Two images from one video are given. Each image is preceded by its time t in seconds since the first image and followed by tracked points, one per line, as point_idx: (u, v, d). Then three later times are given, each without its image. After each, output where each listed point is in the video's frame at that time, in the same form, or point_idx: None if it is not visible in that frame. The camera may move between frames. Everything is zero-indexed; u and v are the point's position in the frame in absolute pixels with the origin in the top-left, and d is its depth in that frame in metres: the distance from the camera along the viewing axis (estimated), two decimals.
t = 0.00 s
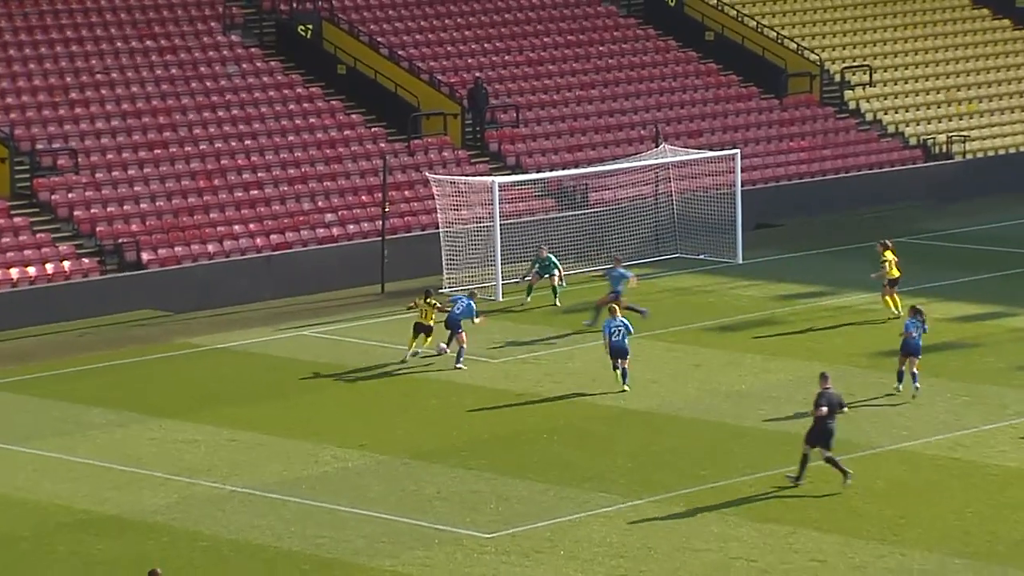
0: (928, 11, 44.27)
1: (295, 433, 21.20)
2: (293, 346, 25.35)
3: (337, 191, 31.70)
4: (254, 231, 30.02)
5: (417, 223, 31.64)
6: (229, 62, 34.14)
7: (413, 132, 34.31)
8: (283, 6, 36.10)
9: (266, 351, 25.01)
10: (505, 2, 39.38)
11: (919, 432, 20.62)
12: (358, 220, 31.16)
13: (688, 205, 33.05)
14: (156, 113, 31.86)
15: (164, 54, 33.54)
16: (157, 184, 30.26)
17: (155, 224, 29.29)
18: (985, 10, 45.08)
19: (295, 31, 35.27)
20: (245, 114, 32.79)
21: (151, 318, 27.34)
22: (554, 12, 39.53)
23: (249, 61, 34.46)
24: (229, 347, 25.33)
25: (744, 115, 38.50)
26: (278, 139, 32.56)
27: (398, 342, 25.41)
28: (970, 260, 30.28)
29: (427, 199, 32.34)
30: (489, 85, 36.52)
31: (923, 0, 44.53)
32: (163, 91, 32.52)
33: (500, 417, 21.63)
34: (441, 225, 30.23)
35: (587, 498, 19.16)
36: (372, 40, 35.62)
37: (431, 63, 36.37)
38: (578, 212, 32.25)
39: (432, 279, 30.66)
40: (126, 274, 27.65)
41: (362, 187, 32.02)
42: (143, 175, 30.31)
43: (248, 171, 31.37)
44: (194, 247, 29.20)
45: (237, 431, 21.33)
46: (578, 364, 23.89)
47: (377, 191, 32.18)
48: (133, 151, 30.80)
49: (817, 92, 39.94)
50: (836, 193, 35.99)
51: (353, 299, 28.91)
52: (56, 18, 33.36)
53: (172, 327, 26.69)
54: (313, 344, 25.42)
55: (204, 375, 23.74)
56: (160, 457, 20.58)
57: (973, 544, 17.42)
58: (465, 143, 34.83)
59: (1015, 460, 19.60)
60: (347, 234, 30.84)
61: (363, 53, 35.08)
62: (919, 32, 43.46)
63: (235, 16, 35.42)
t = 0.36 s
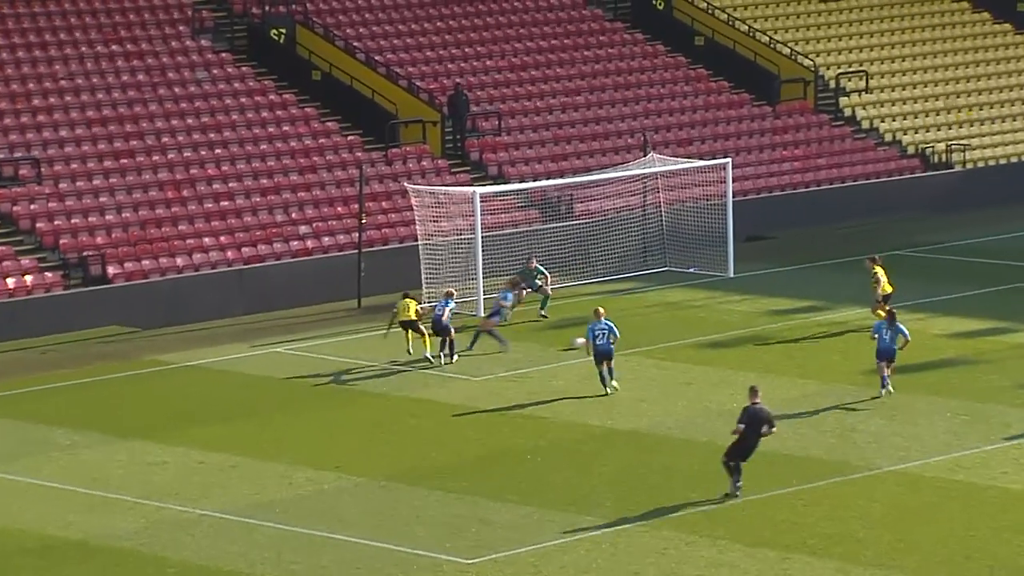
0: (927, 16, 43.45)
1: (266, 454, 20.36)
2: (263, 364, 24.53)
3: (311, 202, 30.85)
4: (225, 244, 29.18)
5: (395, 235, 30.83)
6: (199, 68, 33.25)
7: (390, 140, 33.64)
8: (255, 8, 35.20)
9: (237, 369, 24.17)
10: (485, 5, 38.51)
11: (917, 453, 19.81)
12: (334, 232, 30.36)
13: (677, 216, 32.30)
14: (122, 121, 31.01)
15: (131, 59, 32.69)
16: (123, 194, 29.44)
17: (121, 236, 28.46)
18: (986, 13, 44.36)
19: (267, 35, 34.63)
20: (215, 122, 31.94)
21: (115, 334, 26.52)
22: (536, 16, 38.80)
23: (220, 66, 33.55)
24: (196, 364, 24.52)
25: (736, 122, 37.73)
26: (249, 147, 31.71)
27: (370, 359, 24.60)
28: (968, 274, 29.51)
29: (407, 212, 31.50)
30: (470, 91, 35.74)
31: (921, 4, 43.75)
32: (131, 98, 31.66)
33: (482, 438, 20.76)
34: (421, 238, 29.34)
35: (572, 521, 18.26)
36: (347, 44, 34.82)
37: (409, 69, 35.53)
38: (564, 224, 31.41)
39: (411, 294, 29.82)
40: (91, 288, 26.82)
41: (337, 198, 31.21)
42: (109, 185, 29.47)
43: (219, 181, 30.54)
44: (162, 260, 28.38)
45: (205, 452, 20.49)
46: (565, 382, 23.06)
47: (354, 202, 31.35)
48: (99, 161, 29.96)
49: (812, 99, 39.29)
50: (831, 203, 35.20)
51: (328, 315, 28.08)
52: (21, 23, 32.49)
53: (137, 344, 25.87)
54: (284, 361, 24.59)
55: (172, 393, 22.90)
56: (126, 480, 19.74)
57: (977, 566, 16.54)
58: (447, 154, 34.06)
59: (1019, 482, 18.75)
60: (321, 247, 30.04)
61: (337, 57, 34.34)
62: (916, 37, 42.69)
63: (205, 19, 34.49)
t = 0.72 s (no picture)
0: (888, 20, 42.96)
1: (203, 476, 19.54)
2: (196, 379, 23.88)
3: (250, 212, 30.12)
4: (161, 256, 28.49)
5: (338, 247, 30.16)
6: (134, 74, 32.30)
7: (333, 148, 32.92)
8: (190, 12, 34.42)
9: (171, 386, 23.40)
10: (432, 7, 37.59)
11: (880, 472, 19.16)
12: (275, 243, 29.69)
13: (631, 228, 31.51)
14: (52, 129, 30.11)
15: (63, 64, 31.80)
16: (55, 204, 28.67)
17: (53, 249, 27.77)
18: (950, 17, 43.76)
19: (204, 38, 33.70)
20: (150, 129, 31.04)
21: (45, 350, 25.78)
22: (483, 20, 37.94)
23: (156, 71, 32.63)
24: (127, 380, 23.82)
25: (691, 129, 37.17)
26: (186, 156, 30.83)
27: (307, 376, 23.87)
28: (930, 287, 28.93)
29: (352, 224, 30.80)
30: (416, 98, 34.93)
31: (882, 8, 43.27)
32: (63, 105, 30.76)
33: (429, 458, 20.00)
34: (365, 250, 28.42)
35: (523, 543, 17.43)
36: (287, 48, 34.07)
37: (352, 74, 34.63)
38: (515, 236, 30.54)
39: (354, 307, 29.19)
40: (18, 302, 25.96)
41: (278, 208, 30.47)
42: (39, 196, 28.64)
43: (154, 191, 29.69)
44: (96, 273, 27.70)
45: (136, 474, 19.69)
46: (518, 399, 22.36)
47: (295, 212, 30.62)
48: (31, 170, 29.14)
49: (768, 106, 38.60)
50: (792, 213, 34.61)
51: (267, 330, 27.24)
52: None
53: (67, 360, 25.14)
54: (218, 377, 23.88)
55: (102, 413, 22.08)
56: (55, 504, 18.87)
57: None
58: (391, 162, 33.35)
59: (986, 501, 18.08)
60: (261, 259, 29.37)
61: (278, 63, 33.63)
62: (878, 41, 42.15)
63: (139, 21, 33.66)
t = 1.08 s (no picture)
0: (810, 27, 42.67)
1: (100, 499, 18.88)
2: (86, 399, 23.11)
3: (153, 226, 29.37)
4: (59, 270, 27.76)
5: (245, 261, 29.47)
6: (30, 81, 31.76)
7: (238, 158, 32.15)
8: (92, 17, 33.66)
9: (66, 407, 22.68)
10: (342, 14, 37.08)
11: (801, 491, 18.70)
12: (178, 258, 28.94)
13: (547, 241, 31.09)
14: None
15: None
16: None
17: None
18: (872, 24, 43.58)
19: (103, 46, 33.10)
20: (49, 140, 30.42)
21: None
22: (395, 27, 37.44)
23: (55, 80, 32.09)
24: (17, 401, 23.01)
25: (607, 139, 36.73)
26: (87, 167, 30.18)
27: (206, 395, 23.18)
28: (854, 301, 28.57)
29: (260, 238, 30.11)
30: (324, 107, 34.38)
31: (804, 14, 42.99)
32: None
33: (339, 479, 19.41)
34: (273, 264, 27.66)
35: (433, 566, 16.74)
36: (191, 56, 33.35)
37: (258, 82, 34.13)
38: (428, 249, 29.95)
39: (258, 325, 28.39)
40: None
41: (182, 221, 29.69)
42: None
43: (51, 204, 29.01)
44: None
45: (33, 498, 18.99)
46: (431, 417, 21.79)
47: (200, 225, 29.85)
48: None
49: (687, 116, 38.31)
50: (717, 226, 34.25)
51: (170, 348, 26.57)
52: None
53: None
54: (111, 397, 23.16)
55: None
56: None
57: None
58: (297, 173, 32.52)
59: (908, 519, 17.61)
60: (165, 274, 28.59)
61: (184, 72, 32.86)
62: (800, 47, 41.79)
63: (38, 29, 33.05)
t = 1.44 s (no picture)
0: (768, 30, 42.27)
1: (32, 519, 18.26)
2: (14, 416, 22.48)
3: (92, 236, 28.80)
4: None
5: (186, 272, 28.89)
6: None
7: (181, 167, 31.66)
8: (26, 21, 33.30)
9: None
10: (289, 18, 36.50)
11: (761, 508, 18.17)
12: (118, 269, 28.34)
13: (499, 251, 30.63)
14: None
15: None
16: None
17: None
18: (831, 28, 43.24)
19: (41, 51, 32.56)
20: None
21: None
22: (342, 31, 36.87)
23: None
24: None
25: (562, 146, 36.30)
26: (26, 177, 29.60)
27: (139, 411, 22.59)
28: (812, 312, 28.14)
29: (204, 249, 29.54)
30: (268, 112, 33.76)
31: (761, 18, 42.58)
32: None
33: (284, 497, 18.83)
34: (216, 274, 27.28)
35: None
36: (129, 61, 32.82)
37: (201, 88, 33.48)
38: (375, 260, 29.54)
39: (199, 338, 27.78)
40: None
41: (122, 231, 29.14)
42: None
43: None
44: None
45: None
46: (379, 433, 21.23)
47: (140, 235, 29.30)
48: None
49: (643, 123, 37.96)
50: (675, 236, 33.81)
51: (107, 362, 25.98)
52: None
53: None
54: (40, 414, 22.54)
55: None
56: None
57: None
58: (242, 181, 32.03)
59: (872, 537, 17.12)
60: (104, 285, 27.97)
61: (125, 77, 32.33)
62: (758, 52, 41.42)
63: None
